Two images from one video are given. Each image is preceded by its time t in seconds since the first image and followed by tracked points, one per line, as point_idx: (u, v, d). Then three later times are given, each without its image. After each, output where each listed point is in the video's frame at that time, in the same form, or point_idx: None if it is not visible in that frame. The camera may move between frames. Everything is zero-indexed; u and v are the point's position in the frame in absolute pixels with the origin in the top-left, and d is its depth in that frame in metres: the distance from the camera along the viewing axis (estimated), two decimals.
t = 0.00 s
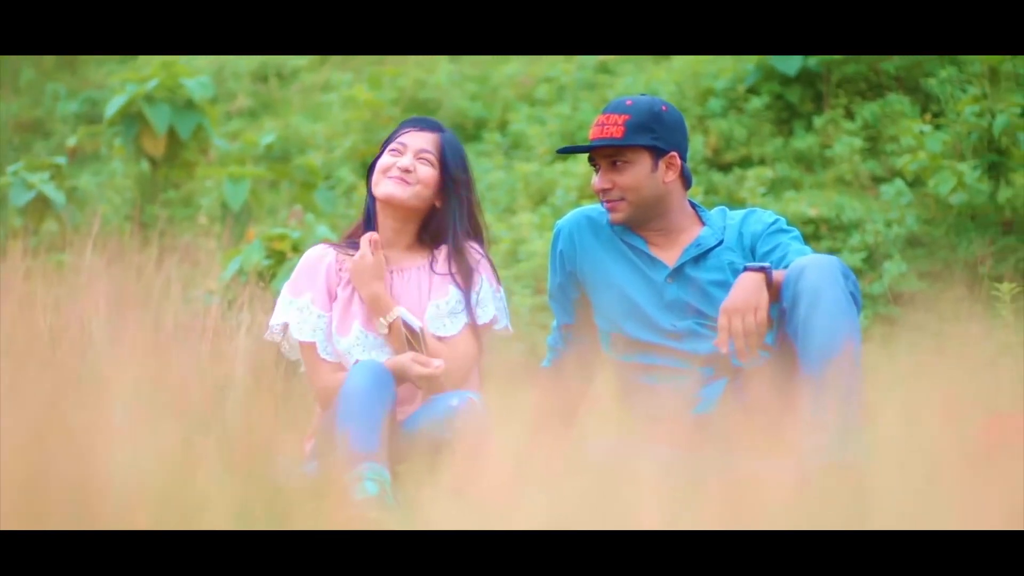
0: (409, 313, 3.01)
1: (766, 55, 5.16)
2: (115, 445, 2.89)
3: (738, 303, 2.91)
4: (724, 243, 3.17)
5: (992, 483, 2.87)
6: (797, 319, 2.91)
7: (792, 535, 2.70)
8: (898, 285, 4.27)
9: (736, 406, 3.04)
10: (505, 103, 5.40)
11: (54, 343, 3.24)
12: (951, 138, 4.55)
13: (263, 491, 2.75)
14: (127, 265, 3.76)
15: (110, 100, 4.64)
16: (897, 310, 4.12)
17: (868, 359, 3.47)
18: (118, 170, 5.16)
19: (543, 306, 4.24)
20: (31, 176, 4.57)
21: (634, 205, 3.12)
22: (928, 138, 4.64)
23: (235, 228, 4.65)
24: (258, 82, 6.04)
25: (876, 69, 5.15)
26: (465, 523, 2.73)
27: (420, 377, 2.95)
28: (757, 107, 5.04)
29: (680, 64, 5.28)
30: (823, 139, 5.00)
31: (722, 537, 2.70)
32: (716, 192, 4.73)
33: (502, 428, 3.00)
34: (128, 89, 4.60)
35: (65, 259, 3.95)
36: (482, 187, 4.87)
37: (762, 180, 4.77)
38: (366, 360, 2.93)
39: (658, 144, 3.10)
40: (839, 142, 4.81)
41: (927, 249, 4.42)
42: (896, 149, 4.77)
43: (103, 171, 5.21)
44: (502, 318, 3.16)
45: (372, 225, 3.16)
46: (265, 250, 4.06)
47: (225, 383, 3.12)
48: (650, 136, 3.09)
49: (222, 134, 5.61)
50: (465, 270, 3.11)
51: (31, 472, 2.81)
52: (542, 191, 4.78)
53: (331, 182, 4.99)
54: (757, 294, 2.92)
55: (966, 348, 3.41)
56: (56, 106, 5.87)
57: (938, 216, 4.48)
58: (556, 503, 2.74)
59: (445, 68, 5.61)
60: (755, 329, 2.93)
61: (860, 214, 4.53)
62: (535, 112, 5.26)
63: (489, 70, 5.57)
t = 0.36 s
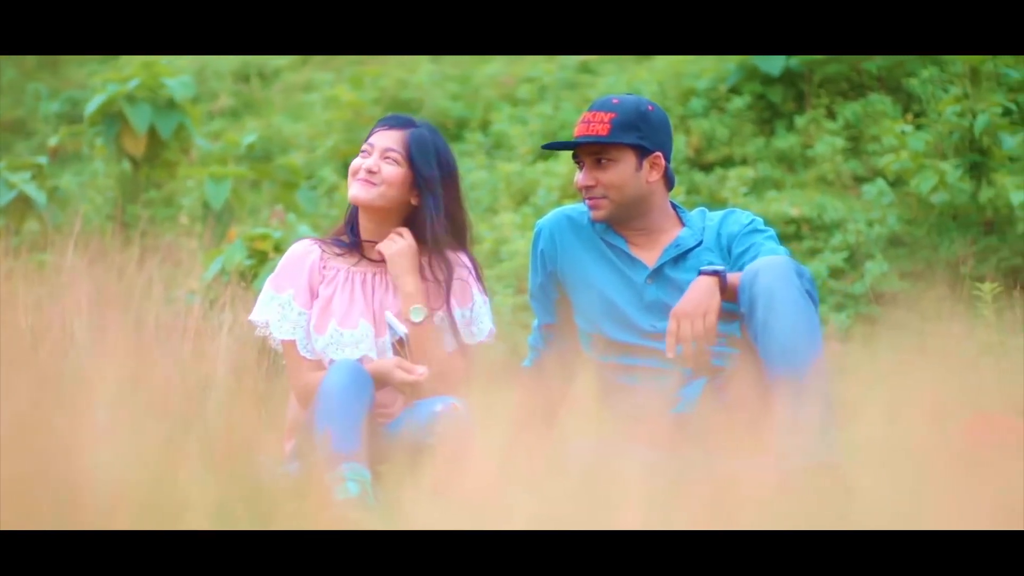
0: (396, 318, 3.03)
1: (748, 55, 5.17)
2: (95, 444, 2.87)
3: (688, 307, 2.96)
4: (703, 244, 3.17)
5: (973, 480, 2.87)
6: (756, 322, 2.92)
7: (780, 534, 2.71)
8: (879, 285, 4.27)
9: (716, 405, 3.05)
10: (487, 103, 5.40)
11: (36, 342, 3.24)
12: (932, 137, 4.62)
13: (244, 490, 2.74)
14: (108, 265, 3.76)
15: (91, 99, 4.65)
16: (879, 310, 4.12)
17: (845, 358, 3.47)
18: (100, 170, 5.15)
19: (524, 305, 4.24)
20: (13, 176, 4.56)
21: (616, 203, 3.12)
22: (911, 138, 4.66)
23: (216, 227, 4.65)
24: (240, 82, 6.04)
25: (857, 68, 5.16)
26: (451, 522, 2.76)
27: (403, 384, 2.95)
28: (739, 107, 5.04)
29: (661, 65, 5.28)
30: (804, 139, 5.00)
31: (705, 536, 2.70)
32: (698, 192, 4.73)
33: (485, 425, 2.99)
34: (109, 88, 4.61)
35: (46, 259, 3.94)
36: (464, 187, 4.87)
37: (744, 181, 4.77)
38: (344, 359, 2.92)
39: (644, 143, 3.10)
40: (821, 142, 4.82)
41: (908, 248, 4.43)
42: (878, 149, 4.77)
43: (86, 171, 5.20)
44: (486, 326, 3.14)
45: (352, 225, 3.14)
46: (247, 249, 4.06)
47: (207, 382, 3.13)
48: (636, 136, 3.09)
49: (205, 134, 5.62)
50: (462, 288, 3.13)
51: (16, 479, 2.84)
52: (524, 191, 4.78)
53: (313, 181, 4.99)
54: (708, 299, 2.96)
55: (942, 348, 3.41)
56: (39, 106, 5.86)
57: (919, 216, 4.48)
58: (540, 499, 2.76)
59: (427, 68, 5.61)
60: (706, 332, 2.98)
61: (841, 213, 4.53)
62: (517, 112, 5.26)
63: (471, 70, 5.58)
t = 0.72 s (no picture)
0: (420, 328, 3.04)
1: (732, 55, 5.17)
2: (78, 447, 2.87)
3: (688, 310, 2.92)
4: (684, 245, 3.17)
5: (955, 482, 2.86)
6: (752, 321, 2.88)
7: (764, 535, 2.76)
8: (864, 285, 4.27)
9: (702, 404, 3.03)
10: (472, 102, 5.40)
11: (19, 342, 3.24)
12: (917, 136, 4.66)
13: (230, 489, 2.78)
14: (91, 265, 3.76)
15: (74, 99, 4.66)
16: (864, 309, 4.12)
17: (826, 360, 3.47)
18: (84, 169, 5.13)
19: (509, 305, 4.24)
20: None
21: (599, 184, 3.10)
22: (895, 139, 4.67)
23: (200, 226, 4.64)
24: (224, 82, 6.04)
25: (842, 68, 5.16)
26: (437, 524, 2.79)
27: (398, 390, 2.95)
28: (724, 107, 5.04)
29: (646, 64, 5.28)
30: (789, 138, 4.99)
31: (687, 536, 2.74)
32: (682, 191, 4.73)
33: (472, 426, 2.98)
34: (93, 88, 4.63)
35: (30, 258, 3.93)
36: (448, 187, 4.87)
37: (728, 180, 4.77)
38: (336, 359, 2.89)
39: (641, 137, 3.11)
40: (805, 141, 4.82)
41: (893, 248, 4.40)
42: (862, 149, 4.76)
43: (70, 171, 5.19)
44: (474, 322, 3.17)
45: (343, 226, 3.18)
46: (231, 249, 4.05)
47: (192, 383, 3.13)
48: (635, 127, 3.11)
49: (189, 134, 5.61)
50: (450, 271, 3.14)
51: None
52: (508, 191, 4.78)
53: (297, 181, 4.99)
54: (707, 302, 2.92)
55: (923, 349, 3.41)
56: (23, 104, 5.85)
57: (904, 215, 4.48)
58: (520, 502, 2.80)
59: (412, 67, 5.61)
60: (708, 334, 2.94)
61: (826, 212, 4.53)
62: (502, 111, 5.27)
63: (456, 69, 5.58)
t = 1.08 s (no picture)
0: (397, 322, 3.03)
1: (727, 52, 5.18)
2: (73, 444, 2.86)
3: (712, 303, 2.93)
4: (679, 242, 3.17)
5: (950, 476, 2.86)
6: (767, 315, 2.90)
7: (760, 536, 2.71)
8: (859, 281, 4.27)
9: (698, 401, 3.05)
10: (467, 99, 5.40)
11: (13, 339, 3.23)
12: (912, 133, 4.64)
13: (224, 489, 2.75)
14: (86, 262, 3.76)
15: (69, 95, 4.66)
16: (859, 306, 4.13)
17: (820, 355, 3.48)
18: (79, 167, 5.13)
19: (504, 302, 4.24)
20: None
21: (587, 181, 3.11)
22: (890, 134, 4.67)
23: (195, 223, 4.64)
24: (219, 79, 6.03)
25: (836, 64, 5.17)
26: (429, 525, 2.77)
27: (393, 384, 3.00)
28: (719, 103, 5.05)
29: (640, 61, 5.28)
30: (784, 135, 5.00)
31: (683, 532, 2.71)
32: (677, 188, 4.73)
33: (458, 425, 2.96)
34: (88, 84, 4.62)
35: (25, 255, 3.93)
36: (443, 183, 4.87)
37: (723, 177, 4.77)
38: (332, 357, 2.95)
39: (627, 132, 3.11)
40: (800, 138, 4.83)
41: (888, 244, 4.41)
42: (857, 145, 4.77)
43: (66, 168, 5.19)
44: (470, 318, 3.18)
45: (339, 225, 3.17)
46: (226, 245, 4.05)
47: (186, 380, 3.12)
48: (621, 122, 3.11)
49: (183, 131, 5.60)
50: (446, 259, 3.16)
51: None
52: (504, 187, 4.78)
53: (292, 178, 4.99)
54: (731, 293, 2.94)
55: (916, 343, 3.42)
56: (18, 102, 5.84)
57: (899, 212, 4.48)
58: (513, 500, 2.78)
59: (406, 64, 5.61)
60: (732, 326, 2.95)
61: (821, 209, 4.54)
62: (497, 108, 5.28)
63: (451, 66, 5.58)
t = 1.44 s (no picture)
0: (409, 317, 3.03)
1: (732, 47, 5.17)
2: (79, 439, 2.86)
3: (676, 299, 2.95)
4: (687, 239, 3.16)
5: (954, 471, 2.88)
6: (744, 314, 2.92)
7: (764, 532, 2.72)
8: (865, 276, 4.27)
9: (704, 396, 3.05)
10: (472, 94, 5.40)
11: (20, 334, 3.23)
12: (917, 129, 4.63)
13: (229, 484, 2.77)
14: (93, 257, 3.76)
15: (74, 92, 4.67)
16: (864, 301, 4.13)
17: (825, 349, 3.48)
18: (84, 163, 5.14)
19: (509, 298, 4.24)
20: None
21: (601, 180, 3.10)
22: (896, 130, 4.66)
23: (200, 218, 4.64)
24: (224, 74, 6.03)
25: (841, 59, 5.17)
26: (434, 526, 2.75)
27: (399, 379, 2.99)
28: (724, 98, 5.04)
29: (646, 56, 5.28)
30: (789, 130, 4.99)
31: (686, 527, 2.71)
32: (683, 183, 4.72)
33: (464, 419, 2.92)
34: (93, 81, 4.64)
35: (30, 250, 3.92)
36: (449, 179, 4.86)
37: (729, 172, 4.76)
38: (331, 352, 2.96)
39: (643, 130, 3.11)
40: (806, 133, 4.82)
41: (893, 240, 4.42)
42: (863, 140, 4.77)
43: (70, 163, 5.19)
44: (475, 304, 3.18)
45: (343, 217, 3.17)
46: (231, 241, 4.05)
47: (191, 375, 3.12)
48: (637, 120, 3.10)
49: (189, 125, 5.60)
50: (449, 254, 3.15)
51: None
52: (509, 183, 4.78)
53: (297, 173, 4.99)
54: (692, 292, 2.95)
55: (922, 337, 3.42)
56: (23, 97, 5.84)
57: (904, 207, 4.48)
58: (518, 500, 2.77)
59: (412, 59, 5.61)
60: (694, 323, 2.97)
61: (827, 204, 4.54)
62: (502, 103, 5.27)
63: (457, 62, 5.57)
